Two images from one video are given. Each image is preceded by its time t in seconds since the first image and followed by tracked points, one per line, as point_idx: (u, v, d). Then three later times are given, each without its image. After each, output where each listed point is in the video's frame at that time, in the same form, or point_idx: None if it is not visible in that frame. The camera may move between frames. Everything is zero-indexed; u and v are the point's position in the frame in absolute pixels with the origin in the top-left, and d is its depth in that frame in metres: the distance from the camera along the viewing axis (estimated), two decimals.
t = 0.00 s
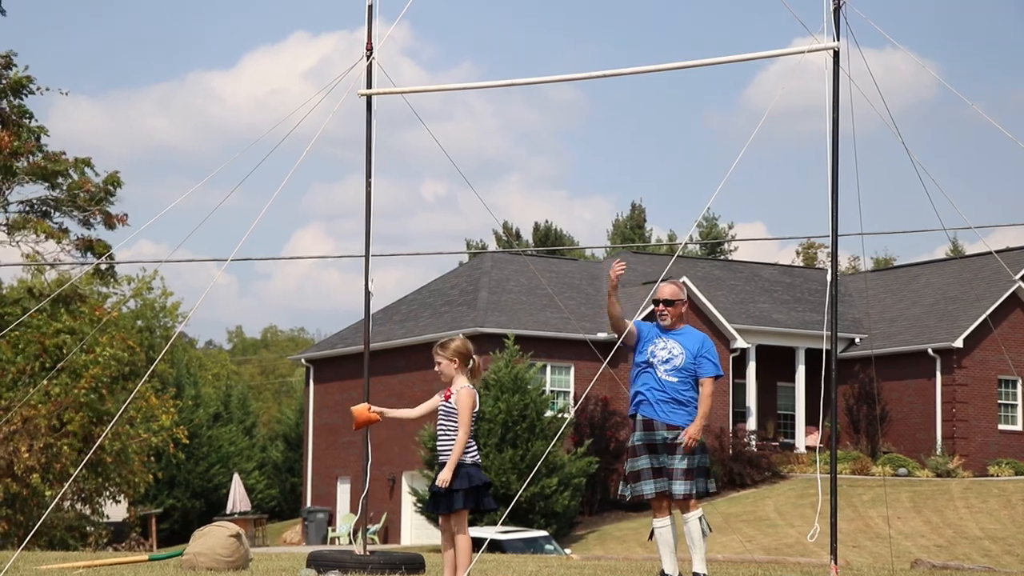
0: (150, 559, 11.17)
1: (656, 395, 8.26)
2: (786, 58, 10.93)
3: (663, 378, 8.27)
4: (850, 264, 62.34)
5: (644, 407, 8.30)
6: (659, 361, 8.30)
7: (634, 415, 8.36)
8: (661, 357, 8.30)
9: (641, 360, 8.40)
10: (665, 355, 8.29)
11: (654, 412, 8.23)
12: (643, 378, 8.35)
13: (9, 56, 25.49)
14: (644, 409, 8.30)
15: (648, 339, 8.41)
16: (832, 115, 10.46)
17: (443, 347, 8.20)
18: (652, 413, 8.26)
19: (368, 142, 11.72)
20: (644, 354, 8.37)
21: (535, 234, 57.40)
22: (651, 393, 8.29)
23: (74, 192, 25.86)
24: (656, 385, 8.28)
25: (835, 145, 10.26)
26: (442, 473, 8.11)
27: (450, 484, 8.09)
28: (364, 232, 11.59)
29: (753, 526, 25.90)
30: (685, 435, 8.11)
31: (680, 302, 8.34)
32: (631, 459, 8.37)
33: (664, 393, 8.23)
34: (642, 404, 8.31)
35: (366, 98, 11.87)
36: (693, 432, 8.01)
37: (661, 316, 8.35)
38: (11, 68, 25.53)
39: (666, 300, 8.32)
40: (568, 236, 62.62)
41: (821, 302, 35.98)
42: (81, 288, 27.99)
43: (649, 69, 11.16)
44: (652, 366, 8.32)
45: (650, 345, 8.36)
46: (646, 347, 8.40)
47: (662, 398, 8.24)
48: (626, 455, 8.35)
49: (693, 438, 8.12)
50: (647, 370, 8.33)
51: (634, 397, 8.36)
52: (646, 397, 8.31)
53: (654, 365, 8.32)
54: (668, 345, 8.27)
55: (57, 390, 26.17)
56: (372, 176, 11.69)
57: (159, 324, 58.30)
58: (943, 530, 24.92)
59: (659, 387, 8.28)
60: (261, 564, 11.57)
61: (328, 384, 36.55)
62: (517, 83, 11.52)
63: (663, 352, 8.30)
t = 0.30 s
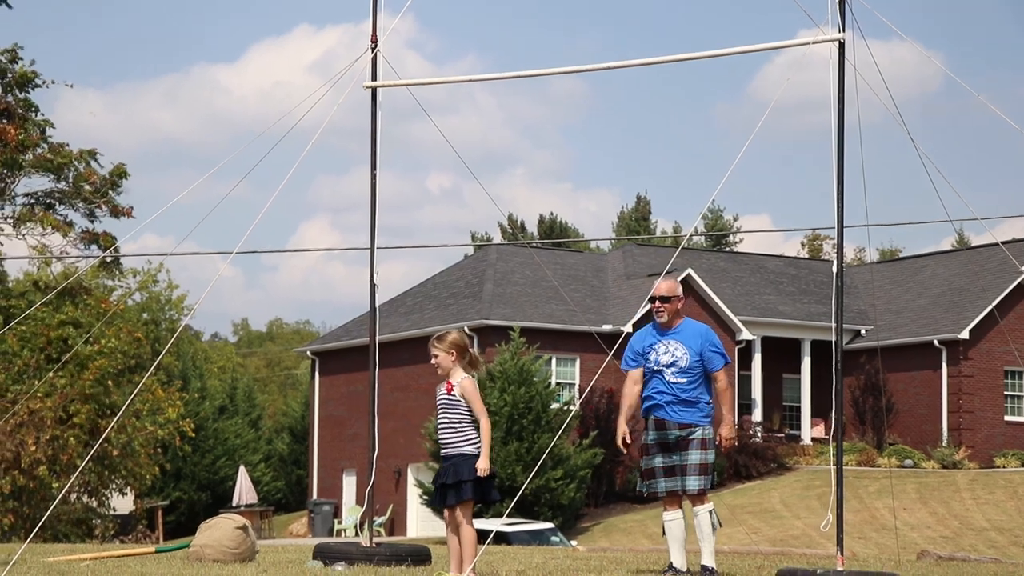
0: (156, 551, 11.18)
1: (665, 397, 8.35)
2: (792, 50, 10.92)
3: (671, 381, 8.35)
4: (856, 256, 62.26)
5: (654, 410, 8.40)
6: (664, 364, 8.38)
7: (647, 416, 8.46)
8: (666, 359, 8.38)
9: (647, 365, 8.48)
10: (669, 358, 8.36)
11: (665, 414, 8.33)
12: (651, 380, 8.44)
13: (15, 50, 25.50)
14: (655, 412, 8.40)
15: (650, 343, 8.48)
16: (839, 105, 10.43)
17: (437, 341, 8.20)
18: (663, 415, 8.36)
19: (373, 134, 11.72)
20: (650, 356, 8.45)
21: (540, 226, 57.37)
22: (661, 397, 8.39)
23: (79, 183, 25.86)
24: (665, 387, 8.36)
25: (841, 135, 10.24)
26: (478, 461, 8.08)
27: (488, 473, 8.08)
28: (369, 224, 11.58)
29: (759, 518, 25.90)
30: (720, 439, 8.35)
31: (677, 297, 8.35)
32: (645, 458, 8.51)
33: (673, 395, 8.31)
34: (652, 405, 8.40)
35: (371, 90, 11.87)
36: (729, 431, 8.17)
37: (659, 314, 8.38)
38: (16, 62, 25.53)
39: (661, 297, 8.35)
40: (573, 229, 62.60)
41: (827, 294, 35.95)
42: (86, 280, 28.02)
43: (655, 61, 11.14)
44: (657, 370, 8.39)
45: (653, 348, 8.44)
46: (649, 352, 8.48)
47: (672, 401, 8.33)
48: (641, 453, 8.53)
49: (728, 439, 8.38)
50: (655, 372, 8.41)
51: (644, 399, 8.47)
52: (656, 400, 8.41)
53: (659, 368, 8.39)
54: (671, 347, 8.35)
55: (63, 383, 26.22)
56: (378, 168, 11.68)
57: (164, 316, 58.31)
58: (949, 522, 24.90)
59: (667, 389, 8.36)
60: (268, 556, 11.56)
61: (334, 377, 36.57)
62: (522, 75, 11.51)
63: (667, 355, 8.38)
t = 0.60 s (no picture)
0: (168, 538, 11.19)
1: (683, 387, 8.39)
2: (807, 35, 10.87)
3: (687, 372, 8.39)
4: (868, 243, 62.09)
5: (671, 401, 8.46)
6: (677, 355, 8.42)
7: (665, 407, 8.50)
8: (678, 351, 8.42)
9: (660, 358, 8.51)
10: (681, 349, 8.40)
11: (684, 404, 8.37)
12: (666, 373, 8.48)
13: (27, 36, 25.49)
14: (674, 403, 8.44)
15: (661, 336, 8.51)
16: (852, 91, 10.39)
17: (435, 330, 8.20)
18: (682, 405, 8.40)
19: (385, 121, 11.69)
20: (662, 349, 8.48)
21: (551, 212, 57.29)
22: (678, 388, 8.42)
23: (91, 169, 25.88)
24: (680, 377, 8.40)
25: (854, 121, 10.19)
26: (505, 445, 8.18)
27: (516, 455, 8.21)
28: (381, 210, 11.57)
29: (771, 505, 25.88)
30: (718, 424, 8.27)
31: (686, 288, 8.39)
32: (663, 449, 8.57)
33: (691, 385, 8.36)
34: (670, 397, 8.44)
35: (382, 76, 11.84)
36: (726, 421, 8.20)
37: (669, 306, 8.40)
38: (29, 49, 25.53)
39: (671, 289, 8.39)
40: (584, 215, 62.54)
41: (839, 280, 35.86)
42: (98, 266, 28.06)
43: (667, 47, 11.10)
44: (671, 362, 8.44)
45: (664, 341, 8.48)
46: (661, 345, 8.51)
47: (690, 390, 8.37)
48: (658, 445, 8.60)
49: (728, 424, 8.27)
50: (669, 364, 8.45)
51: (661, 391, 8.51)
52: (673, 392, 8.44)
53: (672, 360, 8.43)
54: (682, 339, 8.38)
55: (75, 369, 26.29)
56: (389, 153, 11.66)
57: (176, 303, 58.40)
58: (961, 508, 24.86)
59: (684, 379, 8.40)
60: (280, 542, 11.57)
61: (345, 363, 36.59)
62: (533, 62, 11.48)
63: (679, 347, 8.42)
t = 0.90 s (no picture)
0: (180, 539, 11.22)
1: (707, 386, 8.38)
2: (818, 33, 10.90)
3: (711, 372, 8.39)
4: (880, 243, 61.95)
5: (694, 401, 8.44)
6: (702, 355, 8.42)
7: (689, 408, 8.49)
8: (704, 350, 8.42)
9: (687, 358, 8.51)
10: (707, 348, 8.41)
11: (706, 403, 8.35)
12: (691, 374, 8.49)
13: (39, 38, 25.56)
14: (696, 404, 8.43)
15: (689, 336, 8.53)
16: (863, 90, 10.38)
17: (454, 329, 8.16)
18: (704, 405, 8.38)
19: (396, 121, 11.71)
20: (688, 349, 8.49)
21: (563, 212, 57.28)
22: (702, 388, 8.42)
23: (102, 169, 25.95)
24: (704, 377, 8.40)
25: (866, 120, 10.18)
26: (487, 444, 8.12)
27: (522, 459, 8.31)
28: (393, 210, 11.59)
29: (783, 505, 25.84)
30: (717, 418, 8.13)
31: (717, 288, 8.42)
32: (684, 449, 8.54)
33: (714, 384, 8.34)
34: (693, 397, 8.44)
35: (394, 77, 11.86)
36: (724, 415, 8.08)
37: (699, 306, 8.43)
38: (41, 50, 25.60)
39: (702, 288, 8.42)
40: (596, 215, 62.54)
41: (852, 280, 35.80)
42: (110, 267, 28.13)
43: (678, 47, 11.10)
44: (697, 361, 8.43)
45: (691, 341, 8.48)
46: (688, 344, 8.51)
47: (714, 390, 8.36)
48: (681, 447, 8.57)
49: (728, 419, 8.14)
50: (694, 364, 8.46)
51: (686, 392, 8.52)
52: (698, 391, 8.43)
53: (698, 359, 8.43)
54: (708, 337, 8.39)
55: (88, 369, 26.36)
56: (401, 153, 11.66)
57: (189, 303, 58.54)
58: (974, 508, 24.80)
59: (707, 380, 8.40)
60: (292, 544, 11.58)
61: (357, 364, 36.64)
62: (544, 62, 11.49)
63: (704, 347, 8.42)
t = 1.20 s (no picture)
0: None
1: (736, 433, 8.35)
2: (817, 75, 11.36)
3: (740, 419, 8.36)
4: (876, 282, 62.05)
5: (723, 447, 8.43)
6: (733, 402, 8.40)
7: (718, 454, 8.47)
8: (735, 398, 8.40)
9: (718, 404, 8.50)
10: (737, 396, 8.38)
11: (735, 450, 8.32)
12: (722, 421, 8.47)
13: (37, 77, 25.69)
14: (726, 450, 8.41)
15: (721, 382, 8.52)
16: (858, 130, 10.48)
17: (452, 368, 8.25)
18: (733, 452, 8.36)
19: (393, 161, 11.79)
20: (719, 395, 8.48)
21: (560, 252, 57.38)
22: (732, 435, 8.39)
23: (99, 209, 26.02)
24: (733, 424, 8.38)
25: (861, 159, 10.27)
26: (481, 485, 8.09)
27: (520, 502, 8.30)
28: (390, 249, 11.67)
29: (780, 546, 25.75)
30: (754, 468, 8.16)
31: (750, 336, 8.45)
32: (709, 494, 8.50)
33: (743, 432, 8.31)
34: (723, 443, 8.43)
35: (392, 117, 11.97)
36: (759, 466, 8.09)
37: (732, 352, 8.46)
38: (39, 89, 25.73)
39: (734, 336, 8.47)
40: (593, 255, 62.65)
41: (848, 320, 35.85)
42: (106, 307, 28.13)
43: (674, 89, 11.21)
44: (727, 408, 8.42)
45: (723, 388, 8.47)
46: (720, 391, 8.50)
47: (743, 437, 8.33)
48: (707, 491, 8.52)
49: (764, 469, 8.16)
50: (724, 411, 8.44)
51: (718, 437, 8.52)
52: (728, 438, 8.41)
53: (729, 406, 8.41)
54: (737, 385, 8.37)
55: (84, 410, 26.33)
56: (398, 194, 11.75)
57: (185, 342, 58.51)
58: (972, 549, 24.74)
59: (738, 427, 8.38)
60: None
61: (353, 404, 36.60)
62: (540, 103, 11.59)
63: (735, 395, 8.40)
